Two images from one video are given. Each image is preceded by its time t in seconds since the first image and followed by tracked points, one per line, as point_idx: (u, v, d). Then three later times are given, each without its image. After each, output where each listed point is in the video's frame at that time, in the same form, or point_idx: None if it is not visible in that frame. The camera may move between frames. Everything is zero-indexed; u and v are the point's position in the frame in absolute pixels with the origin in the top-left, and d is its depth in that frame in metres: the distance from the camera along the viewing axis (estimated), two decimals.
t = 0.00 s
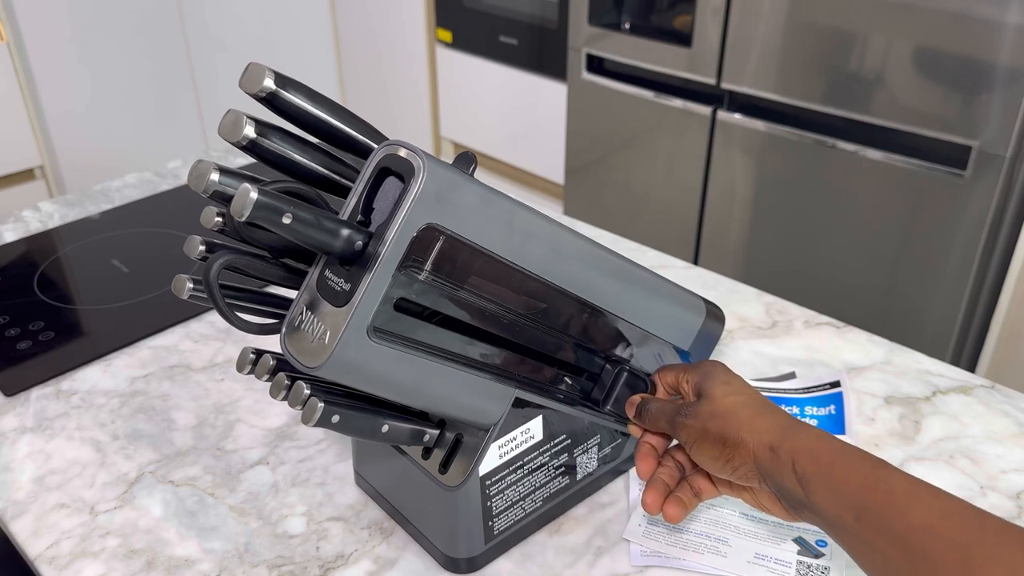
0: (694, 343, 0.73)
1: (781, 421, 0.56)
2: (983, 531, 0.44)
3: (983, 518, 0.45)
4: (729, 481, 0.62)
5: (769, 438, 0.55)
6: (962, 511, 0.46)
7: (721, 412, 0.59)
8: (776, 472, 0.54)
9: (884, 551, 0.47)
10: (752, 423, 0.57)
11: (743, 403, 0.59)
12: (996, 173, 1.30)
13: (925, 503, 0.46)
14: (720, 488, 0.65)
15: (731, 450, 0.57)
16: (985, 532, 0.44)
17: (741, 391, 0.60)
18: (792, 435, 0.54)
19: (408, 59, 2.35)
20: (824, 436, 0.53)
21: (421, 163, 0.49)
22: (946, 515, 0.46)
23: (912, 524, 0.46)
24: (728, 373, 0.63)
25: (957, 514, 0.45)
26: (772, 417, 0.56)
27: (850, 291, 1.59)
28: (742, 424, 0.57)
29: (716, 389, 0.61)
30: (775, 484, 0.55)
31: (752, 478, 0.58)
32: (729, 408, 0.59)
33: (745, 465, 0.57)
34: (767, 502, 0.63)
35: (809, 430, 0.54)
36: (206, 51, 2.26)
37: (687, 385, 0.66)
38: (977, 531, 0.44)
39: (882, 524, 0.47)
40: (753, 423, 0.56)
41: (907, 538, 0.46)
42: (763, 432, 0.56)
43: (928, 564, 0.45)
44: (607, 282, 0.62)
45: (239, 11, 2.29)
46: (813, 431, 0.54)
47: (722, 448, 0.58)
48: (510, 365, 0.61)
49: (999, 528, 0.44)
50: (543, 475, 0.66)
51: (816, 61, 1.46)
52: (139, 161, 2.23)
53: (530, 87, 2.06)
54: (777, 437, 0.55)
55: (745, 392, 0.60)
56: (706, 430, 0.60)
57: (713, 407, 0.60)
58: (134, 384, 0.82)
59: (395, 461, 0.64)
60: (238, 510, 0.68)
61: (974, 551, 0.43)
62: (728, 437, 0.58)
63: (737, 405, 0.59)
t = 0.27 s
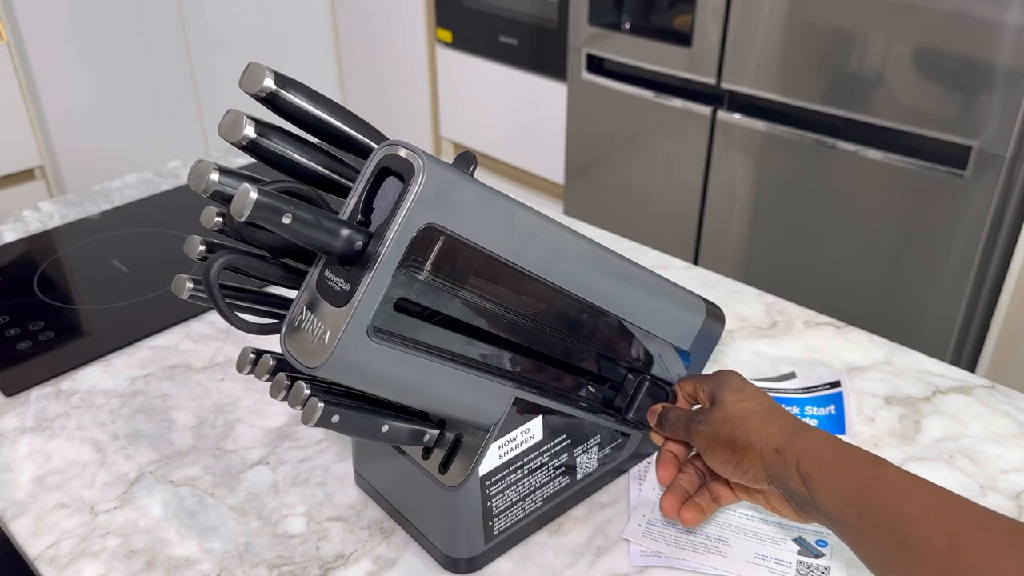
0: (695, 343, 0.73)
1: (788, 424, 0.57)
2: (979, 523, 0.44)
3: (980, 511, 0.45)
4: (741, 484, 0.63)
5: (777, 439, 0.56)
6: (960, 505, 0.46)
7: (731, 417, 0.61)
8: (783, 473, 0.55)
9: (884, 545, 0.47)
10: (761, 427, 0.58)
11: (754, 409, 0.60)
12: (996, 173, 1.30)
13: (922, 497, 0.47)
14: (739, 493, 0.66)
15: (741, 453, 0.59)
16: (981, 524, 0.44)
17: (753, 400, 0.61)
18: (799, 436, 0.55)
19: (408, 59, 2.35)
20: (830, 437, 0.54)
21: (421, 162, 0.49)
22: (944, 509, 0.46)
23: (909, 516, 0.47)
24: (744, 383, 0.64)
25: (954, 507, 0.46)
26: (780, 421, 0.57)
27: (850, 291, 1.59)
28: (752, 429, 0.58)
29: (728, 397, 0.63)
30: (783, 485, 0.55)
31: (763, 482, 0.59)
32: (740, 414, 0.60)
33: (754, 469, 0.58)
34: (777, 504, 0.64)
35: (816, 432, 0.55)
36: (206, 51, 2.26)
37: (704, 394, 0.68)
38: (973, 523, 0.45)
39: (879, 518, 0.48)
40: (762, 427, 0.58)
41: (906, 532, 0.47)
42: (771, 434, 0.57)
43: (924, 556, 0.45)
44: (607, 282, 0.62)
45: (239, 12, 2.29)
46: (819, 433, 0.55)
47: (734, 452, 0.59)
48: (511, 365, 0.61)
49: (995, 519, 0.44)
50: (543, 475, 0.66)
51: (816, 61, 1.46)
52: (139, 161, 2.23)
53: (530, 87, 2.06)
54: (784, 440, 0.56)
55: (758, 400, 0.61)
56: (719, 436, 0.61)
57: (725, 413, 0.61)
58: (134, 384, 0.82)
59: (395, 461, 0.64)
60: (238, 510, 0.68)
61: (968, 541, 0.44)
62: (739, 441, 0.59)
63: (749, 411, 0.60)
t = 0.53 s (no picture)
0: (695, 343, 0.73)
1: (795, 426, 0.57)
2: (986, 525, 0.45)
3: (985, 513, 0.46)
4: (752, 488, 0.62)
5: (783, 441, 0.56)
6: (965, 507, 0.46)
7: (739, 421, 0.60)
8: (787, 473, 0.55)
9: (887, 545, 0.48)
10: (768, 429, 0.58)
11: (761, 412, 0.60)
12: (996, 174, 1.30)
13: (929, 500, 0.47)
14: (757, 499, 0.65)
15: (746, 453, 0.58)
16: (988, 526, 0.45)
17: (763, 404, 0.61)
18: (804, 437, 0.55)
19: (408, 59, 2.35)
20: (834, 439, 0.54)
21: (420, 162, 0.49)
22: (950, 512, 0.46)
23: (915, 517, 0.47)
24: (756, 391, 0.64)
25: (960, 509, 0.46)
26: (786, 423, 0.57)
27: (851, 291, 1.59)
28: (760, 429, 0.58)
29: (739, 401, 0.63)
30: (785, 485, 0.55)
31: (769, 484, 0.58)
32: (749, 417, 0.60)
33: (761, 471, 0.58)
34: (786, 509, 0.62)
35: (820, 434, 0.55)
36: (205, 51, 2.26)
37: (720, 401, 0.68)
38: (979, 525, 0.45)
39: (885, 519, 0.48)
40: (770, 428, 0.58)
41: (911, 533, 0.47)
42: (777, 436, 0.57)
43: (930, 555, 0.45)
44: (607, 282, 0.62)
45: (238, 12, 2.29)
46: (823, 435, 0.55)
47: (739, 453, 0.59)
48: (511, 364, 0.61)
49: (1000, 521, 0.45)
50: (544, 475, 0.66)
51: (816, 61, 1.46)
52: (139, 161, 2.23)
53: (530, 87, 2.06)
54: (789, 441, 0.56)
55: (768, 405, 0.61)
56: (728, 441, 0.60)
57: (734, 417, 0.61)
58: (134, 384, 0.82)
59: (395, 461, 0.64)
60: (238, 510, 0.68)
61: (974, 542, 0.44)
62: (746, 443, 0.58)
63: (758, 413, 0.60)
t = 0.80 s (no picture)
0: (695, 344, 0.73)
1: (780, 372, 0.49)
2: (992, 530, 0.39)
3: (980, 500, 0.40)
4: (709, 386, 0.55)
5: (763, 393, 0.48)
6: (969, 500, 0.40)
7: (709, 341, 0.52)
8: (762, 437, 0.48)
9: (875, 538, 0.42)
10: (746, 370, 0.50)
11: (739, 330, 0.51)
12: (996, 174, 1.30)
13: (927, 494, 0.41)
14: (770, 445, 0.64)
15: (713, 391, 0.51)
16: (993, 530, 0.39)
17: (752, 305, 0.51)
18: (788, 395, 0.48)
19: (408, 59, 2.35)
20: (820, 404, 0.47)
21: (421, 162, 0.49)
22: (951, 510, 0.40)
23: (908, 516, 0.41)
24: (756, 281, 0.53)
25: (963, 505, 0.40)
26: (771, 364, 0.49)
27: (850, 291, 1.59)
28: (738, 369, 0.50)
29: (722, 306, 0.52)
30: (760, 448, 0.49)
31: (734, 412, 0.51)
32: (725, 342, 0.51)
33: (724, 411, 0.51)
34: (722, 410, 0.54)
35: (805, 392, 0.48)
36: (206, 50, 2.26)
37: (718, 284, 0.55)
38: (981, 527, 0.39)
39: (874, 511, 0.42)
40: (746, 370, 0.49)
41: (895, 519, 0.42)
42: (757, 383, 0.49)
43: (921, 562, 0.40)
44: (607, 283, 0.62)
45: (238, 12, 2.29)
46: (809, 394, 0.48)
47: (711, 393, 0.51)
48: (511, 364, 0.61)
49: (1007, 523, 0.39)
50: (544, 475, 0.66)
51: (816, 61, 1.46)
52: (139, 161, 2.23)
53: (530, 87, 2.06)
54: (772, 395, 0.48)
55: (760, 309, 0.51)
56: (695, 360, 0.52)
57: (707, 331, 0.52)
58: (134, 384, 0.82)
59: (395, 461, 0.64)
60: (238, 510, 0.68)
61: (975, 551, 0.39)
62: (712, 373, 0.51)
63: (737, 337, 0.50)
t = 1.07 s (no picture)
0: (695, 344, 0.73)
1: (654, 375, 0.39)
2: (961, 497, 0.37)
3: (934, 460, 0.38)
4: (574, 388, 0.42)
5: (668, 407, 0.39)
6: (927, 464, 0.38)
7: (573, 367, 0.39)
8: (689, 464, 0.39)
9: (847, 530, 0.38)
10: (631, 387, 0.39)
11: (596, 345, 0.39)
12: (996, 174, 1.30)
13: (887, 474, 0.37)
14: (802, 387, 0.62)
15: (591, 419, 0.40)
16: (960, 490, 0.37)
17: (586, 290, 0.40)
18: (698, 400, 0.39)
19: (409, 59, 2.35)
20: (730, 388, 0.39)
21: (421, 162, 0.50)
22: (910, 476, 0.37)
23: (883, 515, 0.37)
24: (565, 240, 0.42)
25: (928, 474, 0.37)
26: (654, 358, 0.40)
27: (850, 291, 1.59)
28: (620, 384, 0.39)
29: (552, 314, 0.39)
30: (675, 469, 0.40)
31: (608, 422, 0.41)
32: (585, 353, 0.39)
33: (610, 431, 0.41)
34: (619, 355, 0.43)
35: (709, 374, 0.40)
36: (206, 51, 2.26)
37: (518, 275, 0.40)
38: (955, 493, 0.37)
39: (843, 515, 0.37)
40: (631, 377, 0.39)
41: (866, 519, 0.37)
42: (653, 392, 0.39)
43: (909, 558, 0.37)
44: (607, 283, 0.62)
45: (239, 13, 2.30)
46: (714, 379, 0.39)
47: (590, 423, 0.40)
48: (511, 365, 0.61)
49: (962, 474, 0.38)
50: (544, 475, 0.66)
51: (816, 60, 1.46)
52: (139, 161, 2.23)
53: (530, 87, 2.06)
54: (682, 406, 0.39)
55: (591, 295, 0.40)
56: (559, 387, 0.40)
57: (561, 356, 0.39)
58: (134, 384, 0.82)
59: (395, 461, 0.64)
60: (238, 510, 0.67)
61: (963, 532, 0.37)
62: (587, 403, 0.40)
63: (593, 334, 0.40)
